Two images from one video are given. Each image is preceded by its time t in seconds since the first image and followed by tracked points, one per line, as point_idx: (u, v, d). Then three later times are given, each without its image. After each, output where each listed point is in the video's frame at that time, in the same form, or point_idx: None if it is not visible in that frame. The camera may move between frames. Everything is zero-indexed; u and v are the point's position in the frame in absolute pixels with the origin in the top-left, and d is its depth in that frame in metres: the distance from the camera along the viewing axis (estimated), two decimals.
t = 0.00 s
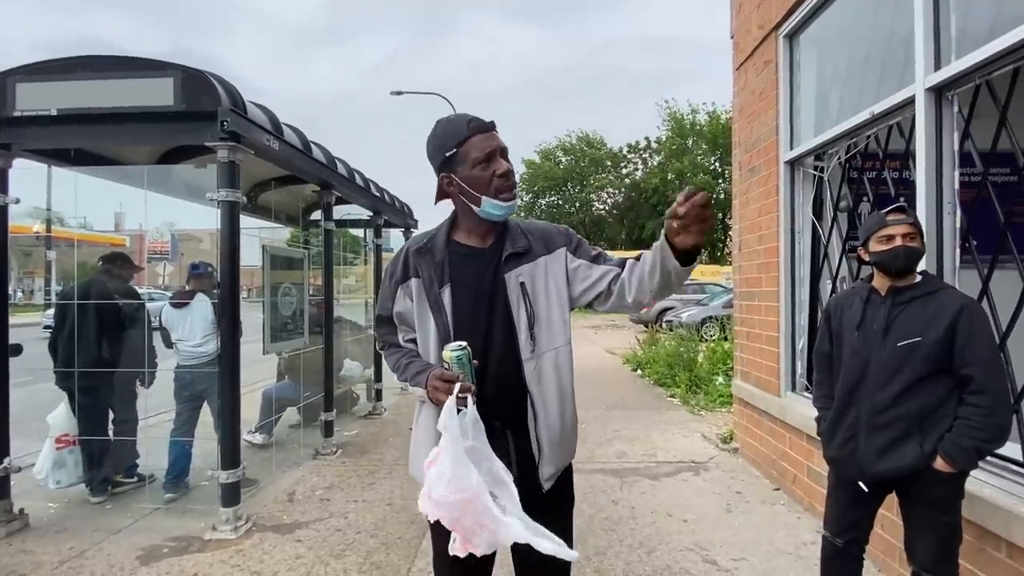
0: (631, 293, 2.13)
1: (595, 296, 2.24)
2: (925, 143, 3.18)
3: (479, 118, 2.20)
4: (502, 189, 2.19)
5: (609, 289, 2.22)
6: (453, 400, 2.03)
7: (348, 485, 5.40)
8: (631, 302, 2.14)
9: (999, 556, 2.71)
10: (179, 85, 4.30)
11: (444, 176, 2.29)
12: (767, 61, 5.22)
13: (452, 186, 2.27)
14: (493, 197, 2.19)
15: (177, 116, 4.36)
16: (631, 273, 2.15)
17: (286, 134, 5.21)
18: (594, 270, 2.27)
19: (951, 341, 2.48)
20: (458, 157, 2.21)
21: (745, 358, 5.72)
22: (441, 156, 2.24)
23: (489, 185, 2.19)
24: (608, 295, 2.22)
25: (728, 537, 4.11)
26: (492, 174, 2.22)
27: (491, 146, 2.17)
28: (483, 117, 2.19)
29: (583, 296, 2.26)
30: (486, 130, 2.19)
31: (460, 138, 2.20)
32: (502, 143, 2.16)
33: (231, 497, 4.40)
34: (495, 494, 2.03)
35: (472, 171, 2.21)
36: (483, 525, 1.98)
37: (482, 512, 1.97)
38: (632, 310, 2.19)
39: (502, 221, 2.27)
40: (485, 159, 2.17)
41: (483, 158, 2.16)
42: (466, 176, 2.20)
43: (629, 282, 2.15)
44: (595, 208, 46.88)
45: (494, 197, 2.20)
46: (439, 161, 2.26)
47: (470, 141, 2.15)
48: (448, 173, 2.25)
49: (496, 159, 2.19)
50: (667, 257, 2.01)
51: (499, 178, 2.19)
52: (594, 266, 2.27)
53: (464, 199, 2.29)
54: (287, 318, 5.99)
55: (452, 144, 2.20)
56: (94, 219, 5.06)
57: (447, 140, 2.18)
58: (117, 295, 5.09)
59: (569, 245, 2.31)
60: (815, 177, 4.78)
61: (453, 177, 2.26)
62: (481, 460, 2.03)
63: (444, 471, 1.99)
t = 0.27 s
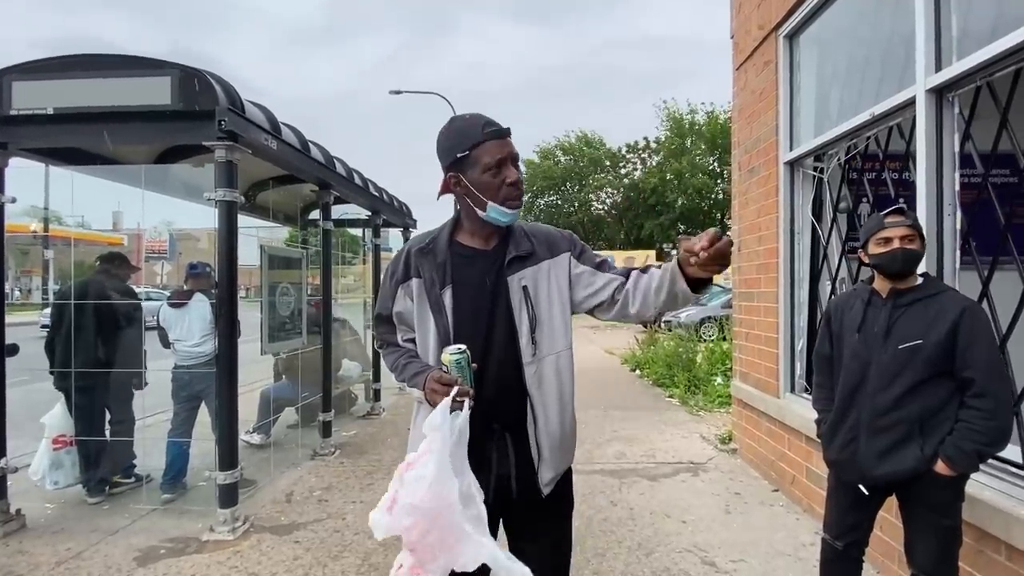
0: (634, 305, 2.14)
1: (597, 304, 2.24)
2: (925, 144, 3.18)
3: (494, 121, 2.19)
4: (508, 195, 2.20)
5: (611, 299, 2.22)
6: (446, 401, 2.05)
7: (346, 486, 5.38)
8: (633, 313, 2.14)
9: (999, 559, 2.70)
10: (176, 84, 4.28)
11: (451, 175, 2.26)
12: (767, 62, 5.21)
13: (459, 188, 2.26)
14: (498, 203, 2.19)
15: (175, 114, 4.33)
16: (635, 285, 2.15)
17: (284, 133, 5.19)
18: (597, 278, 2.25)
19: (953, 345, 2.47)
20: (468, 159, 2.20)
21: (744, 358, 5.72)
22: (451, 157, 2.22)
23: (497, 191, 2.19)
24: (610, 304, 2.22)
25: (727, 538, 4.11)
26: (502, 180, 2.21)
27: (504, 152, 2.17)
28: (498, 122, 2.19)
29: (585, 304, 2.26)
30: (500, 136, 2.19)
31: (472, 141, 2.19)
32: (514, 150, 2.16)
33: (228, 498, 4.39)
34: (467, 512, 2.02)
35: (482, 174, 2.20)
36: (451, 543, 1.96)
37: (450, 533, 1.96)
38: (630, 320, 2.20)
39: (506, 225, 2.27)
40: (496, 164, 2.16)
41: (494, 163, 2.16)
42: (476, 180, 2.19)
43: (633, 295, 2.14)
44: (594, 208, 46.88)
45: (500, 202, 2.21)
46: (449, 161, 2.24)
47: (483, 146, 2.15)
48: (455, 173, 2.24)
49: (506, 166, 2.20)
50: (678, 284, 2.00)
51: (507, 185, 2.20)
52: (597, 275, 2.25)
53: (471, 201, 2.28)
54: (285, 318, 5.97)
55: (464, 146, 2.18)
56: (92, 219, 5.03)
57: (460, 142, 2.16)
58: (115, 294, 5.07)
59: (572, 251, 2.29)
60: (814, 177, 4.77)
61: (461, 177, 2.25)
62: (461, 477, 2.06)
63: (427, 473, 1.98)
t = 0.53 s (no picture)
0: (627, 311, 2.16)
1: (596, 308, 2.23)
2: (925, 144, 3.17)
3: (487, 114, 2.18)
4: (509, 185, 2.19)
5: (608, 305, 2.22)
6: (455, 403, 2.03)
7: (344, 486, 5.36)
8: (628, 320, 2.15)
9: (998, 560, 2.70)
10: (173, 82, 4.26)
11: (450, 174, 2.25)
12: (766, 61, 5.20)
13: (459, 185, 2.24)
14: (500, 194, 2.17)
15: (172, 113, 4.31)
16: (629, 291, 2.15)
17: (282, 132, 5.16)
18: (596, 283, 2.25)
19: (952, 345, 2.46)
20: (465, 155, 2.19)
21: (742, 358, 5.71)
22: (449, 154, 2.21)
23: (498, 182, 2.17)
24: (608, 309, 2.22)
25: (725, 538, 4.10)
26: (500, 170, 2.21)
27: (499, 142, 2.18)
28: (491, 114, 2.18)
29: (585, 309, 2.24)
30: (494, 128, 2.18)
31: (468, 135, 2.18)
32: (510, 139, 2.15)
33: (225, 498, 4.37)
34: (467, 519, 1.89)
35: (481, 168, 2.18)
36: (445, 550, 1.83)
37: (444, 539, 1.84)
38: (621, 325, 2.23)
39: (507, 220, 2.25)
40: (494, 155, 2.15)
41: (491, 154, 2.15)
42: (474, 172, 2.17)
43: (628, 302, 2.15)
44: (593, 207, 46.87)
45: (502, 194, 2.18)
46: (446, 160, 2.24)
47: (479, 139, 2.13)
48: (454, 171, 2.22)
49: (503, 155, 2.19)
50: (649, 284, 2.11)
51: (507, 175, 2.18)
52: (596, 279, 2.25)
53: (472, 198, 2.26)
54: (283, 318, 5.95)
55: (459, 141, 2.19)
56: (89, 217, 5.01)
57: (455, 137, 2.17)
58: (111, 293, 5.03)
59: (573, 253, 2.29)
60: (813, 177, 4.76)
61: (460, 174, 2.23)
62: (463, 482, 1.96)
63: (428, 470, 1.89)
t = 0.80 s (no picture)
0: (636, 295, 2.18)
1: (603, 300, 2.25)
2: (923, 144, 3.17)
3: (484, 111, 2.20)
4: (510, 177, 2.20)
5: (615, 293, 2.24)
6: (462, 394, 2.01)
7: (342, 486, 5.35)
8: (636, 303, 2.18)
9: (997, 560, 2.70)
10: (171, 81, 4.24)
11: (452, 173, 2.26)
12: (764, 62, 5.20)
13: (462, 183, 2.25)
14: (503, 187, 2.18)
15: (170, 112, 4.30)
16: (636, 276, 2.19)
17: (280, 131, 5.16)
18: (603, 274, 2.27)
19: (950, 344, 2.46)
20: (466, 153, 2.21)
21: (740, 358, 5.71)
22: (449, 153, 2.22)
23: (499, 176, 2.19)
24: (615, 299, 2.24)
25: (723, 538, 4.10)
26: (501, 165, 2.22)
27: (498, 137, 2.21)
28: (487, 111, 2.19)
29: (592, 300, 2.27)
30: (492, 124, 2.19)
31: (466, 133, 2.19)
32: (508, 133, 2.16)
33: (223, 498, 4.36)
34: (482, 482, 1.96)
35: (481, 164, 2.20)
36: (463, 513, 1.92)
37: (459, 502, 1.92)
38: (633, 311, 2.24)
39: (513, 213, 2.27)
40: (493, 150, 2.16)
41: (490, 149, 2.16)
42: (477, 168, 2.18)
43: (636, 286, 2.19)
44: (592, 208, 46.87)
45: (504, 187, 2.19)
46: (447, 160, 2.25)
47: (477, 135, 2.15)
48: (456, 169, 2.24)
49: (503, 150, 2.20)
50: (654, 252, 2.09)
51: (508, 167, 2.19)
52: (602, 272, 2.28)
53: (474, 196, 2.26)
54: (281, 317, 5.94)
55: (460, 139, 2.21)
56: (87, 217, 5.00)
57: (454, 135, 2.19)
58: (108, 293, 5.02)
59: (577, 250, 2.31)
60: (812, 177, 4.77)
61: (462, 172, 2.24)
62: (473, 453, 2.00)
63: (436, 447, 1.95)
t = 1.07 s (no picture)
0: (645, 299, 2.13)
1: (608, 301, 2.23)
2: (919, 144, 3.19)
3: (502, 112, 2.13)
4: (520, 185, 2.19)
5: (620, 295, 2.21)
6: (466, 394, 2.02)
7: (340, 486, 5.35)
8: (644, 308, 2.14)
9: (993, 560, 2.71)
10: (169, 81, 4.23)
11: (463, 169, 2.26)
12: (762, 62, 5.21)
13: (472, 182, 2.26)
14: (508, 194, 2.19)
15: (169, 112, 4.30)
16: (647, 280, 2.14)
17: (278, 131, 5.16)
18: (609, 275, 2.25)
19: (946, 345, 2.47)
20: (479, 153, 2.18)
21: (738, 358, 5.72)
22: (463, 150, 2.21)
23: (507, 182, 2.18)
24: (620, 301, 2.21)
25: (721, 538, 4.11)
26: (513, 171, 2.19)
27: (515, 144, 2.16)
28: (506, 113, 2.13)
29: (594, 299, 2.26)
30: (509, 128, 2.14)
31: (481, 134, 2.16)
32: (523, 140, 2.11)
33: (221, 498, 4.36)
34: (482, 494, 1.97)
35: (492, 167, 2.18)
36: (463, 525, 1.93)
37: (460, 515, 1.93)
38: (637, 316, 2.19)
39: (518, 216, 2.27)
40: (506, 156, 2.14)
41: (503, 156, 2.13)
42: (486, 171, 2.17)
43: (642, 289, 2.15)
44: (591, 208, 46.88)
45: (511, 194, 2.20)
46: (459, 154, 2.24)
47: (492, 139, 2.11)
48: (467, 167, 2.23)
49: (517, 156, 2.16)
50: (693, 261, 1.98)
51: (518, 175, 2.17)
52: (608, 272, 2.25)
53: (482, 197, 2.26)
54: (280, 317, 5.94)
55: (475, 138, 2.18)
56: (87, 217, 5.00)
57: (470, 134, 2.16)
58: (107, 293, 5.01)
59: (583, 250, 2.30)
60: (809, 178, 4.78)
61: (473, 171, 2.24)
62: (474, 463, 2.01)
63: (435, 457, 1.96)
